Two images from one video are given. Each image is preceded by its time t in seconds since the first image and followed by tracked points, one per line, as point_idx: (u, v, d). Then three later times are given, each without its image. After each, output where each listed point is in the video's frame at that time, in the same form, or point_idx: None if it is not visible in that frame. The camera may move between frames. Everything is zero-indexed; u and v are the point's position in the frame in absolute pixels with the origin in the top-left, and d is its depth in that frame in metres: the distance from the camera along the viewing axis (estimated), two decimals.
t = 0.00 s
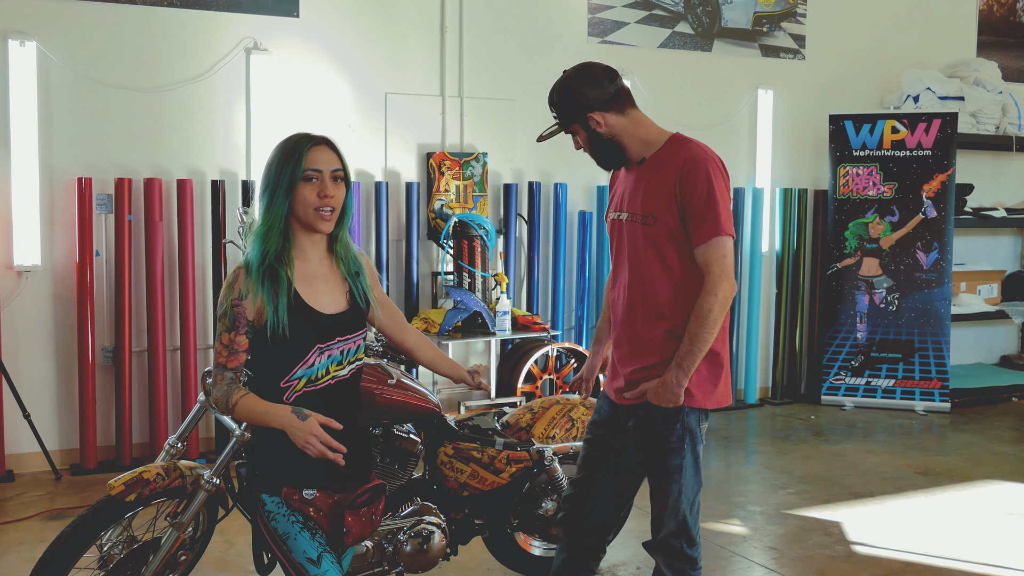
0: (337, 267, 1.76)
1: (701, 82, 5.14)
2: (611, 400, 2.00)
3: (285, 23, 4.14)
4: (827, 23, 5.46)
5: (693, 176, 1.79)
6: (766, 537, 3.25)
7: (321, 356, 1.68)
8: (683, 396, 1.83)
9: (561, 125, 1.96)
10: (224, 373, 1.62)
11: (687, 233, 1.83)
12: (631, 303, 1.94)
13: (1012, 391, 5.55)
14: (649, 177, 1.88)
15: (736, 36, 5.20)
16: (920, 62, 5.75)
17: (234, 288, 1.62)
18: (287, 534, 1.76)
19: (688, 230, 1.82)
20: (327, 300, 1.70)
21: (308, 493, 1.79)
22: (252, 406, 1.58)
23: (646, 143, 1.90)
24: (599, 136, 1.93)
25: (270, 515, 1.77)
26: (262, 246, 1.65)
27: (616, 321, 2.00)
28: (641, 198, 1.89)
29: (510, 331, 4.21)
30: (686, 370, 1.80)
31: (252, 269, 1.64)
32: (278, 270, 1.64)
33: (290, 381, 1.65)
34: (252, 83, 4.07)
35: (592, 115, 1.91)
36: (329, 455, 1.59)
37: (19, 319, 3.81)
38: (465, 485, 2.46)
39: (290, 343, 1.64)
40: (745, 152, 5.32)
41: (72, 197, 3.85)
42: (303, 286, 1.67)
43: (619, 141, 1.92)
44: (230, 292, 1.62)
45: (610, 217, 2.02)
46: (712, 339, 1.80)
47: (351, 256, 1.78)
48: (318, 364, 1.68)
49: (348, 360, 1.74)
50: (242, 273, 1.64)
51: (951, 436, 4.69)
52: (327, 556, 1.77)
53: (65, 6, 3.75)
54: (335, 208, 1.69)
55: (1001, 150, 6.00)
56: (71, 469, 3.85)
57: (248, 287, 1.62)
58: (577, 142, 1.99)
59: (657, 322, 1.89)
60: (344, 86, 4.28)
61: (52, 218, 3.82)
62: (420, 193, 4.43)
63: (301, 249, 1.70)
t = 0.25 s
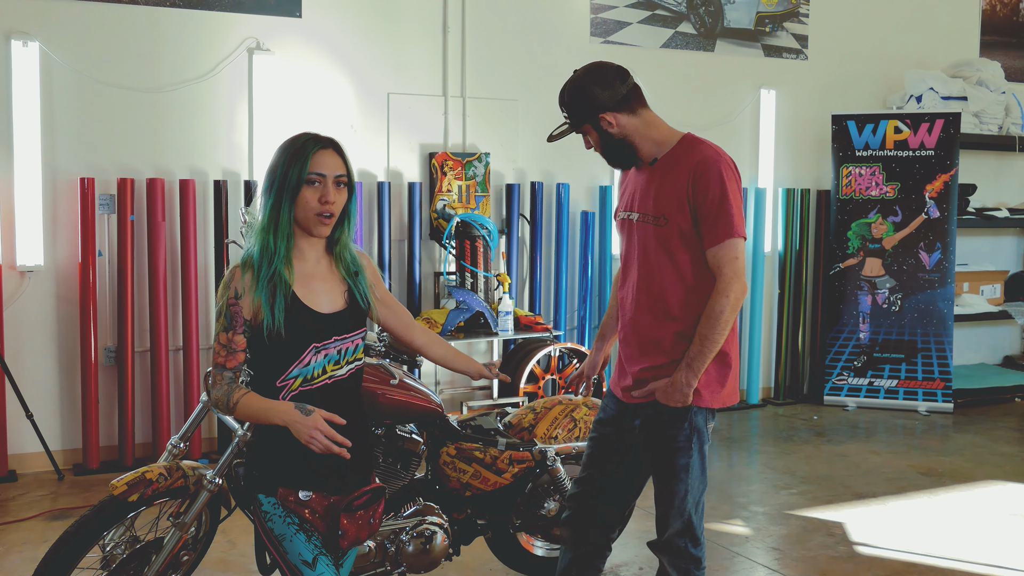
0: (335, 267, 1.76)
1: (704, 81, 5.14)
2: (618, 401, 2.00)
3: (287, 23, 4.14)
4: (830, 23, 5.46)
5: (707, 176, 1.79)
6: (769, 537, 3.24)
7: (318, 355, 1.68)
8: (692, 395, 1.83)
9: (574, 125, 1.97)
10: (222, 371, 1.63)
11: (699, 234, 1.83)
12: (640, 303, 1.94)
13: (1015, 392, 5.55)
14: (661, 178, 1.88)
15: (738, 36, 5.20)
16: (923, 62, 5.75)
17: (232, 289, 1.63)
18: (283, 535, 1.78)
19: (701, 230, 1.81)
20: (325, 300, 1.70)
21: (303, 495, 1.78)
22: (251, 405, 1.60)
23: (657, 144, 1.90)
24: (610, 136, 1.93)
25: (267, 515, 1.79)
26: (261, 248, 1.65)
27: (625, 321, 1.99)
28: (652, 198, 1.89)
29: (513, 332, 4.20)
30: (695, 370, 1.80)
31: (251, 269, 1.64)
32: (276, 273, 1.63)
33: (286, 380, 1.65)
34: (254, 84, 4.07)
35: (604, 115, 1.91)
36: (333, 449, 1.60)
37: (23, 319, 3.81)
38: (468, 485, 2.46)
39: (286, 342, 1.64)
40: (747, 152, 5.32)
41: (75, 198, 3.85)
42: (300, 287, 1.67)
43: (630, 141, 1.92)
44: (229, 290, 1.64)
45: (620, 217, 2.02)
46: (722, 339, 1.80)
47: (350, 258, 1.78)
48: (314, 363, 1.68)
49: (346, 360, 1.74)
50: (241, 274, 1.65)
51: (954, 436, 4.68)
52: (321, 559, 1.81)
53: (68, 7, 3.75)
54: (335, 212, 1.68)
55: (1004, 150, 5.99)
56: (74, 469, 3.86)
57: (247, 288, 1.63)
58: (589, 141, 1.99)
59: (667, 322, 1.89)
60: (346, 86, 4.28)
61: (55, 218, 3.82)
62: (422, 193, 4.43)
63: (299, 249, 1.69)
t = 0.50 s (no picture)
0: (340, 267, 1.75)
1: (706, 81, 5.13)
2: (621, 400, 2.00)
3: (289, 23, 4.14)
4: (833, 23, 5.45)
5: (719, 175, 1.80)
6: (771, 537, 3.24)
7: (322, 357, 1.68)
8: (699, 394, 1.84)
9: (612, 84, 1.87)
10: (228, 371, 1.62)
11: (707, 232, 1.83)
12: (646, 301, 1.93)
13: (1018, 392, 5.55)
14: (670, 176, 1.88)
15: (741, 36, 5.20)
16: (926, 61, 5.74)
17: (236, 289, 1.63)
18: (286, 535, 1.78)
19: (710, 229, 1.82)
20: (328, 300, 1.70)
21: (306, 495, 1.78)
22: (264, 404, 1.60)
23: (671, 138, 1.91)
24: (643, 112, 1.90)
25: (270, 515, 1.79)
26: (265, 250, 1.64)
27: (629, 321, 1.99)
28: (661, 197, 1.90)
29: (515, 331, 4.22)
30: (704, 369, 1.80)
31: (255, 270, 1.64)
32: (280, 274, 1.63)
33: (290, 381, 1.66)
34: (256, 83, 4.07)
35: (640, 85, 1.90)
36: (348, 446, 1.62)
37: (26, 319, 3.81)
38: (471, 485, 2.46)
39: (292, 343, 1.64)
40: (750, 152, 5.32)
41: (77, 198, 3.85)
42: (303, 287, 1.67)
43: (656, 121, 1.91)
44: (233, 291, 1.63)
45: (624, 216, 2.02)
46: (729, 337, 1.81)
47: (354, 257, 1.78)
48: (319, 364, 1.68)
49: (350, 360, 1.74)
50: (245, 274, 1.64)
51: (956, 436, 4.68)
52: (323, 560, 1.80)
53: (71, 7, 3.76)
54: (337, 214, 1.68)
55: (1007, 149, 5.99)
56: (77, 469, 3.86)
57: (251, 288, 1.63)
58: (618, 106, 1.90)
59: (673, 321, 1.89)
60: (348, 86, 4.28)
61: (58, 218, 3.82)
62: (425, 192, 4.43)
63: (302, 250, 1.69)
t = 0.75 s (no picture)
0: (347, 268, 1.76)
1: (709, 80, 5.13)
2: (624, 400, 1.99)
3: (293, 23, 4.14)
4: (836, 23, 5.45)
5: (724, 171, 1.81)
6: (775, 537, 3.24)
7: (329, 357, 1.68)
8: (703, 393, 1.83)
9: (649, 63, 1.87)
10: (236, 373, 1.62)
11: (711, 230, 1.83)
12: (649, 299, 1.93)
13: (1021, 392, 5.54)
14: (676, 173, 1.89)
15: (744, 36, 5.20)
16: (929, 61, 5.74)
17: (243, 291, 1.63)
18: (294, 535, 1.78)
19: (714, 226, 1.82)
20: (335, 301, 1.70)
21: (314, 494, 1.78)
22: (269, 407, 1.60)
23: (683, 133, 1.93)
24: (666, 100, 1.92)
25: (277, 514, 1.79)
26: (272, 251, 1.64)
27: (632, 319, 1.98)
28: (666, 193, 1.90)
29: (518, 330, 4.24)
30: (707, 366, 1.80)
31: (261, 271, 1.63)
32: (287, 275, 1.63)
33: (297, 382, 1.65)
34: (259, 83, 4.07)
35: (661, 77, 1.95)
36: (349, 452, 1.63)
37: (29, 319, 3.81)
38: (473, 485, 2.45)
39: (300, 344, 1.64)
40: (753, 152, 5.31)
41: (80, 198, 3.85)
42: (310, 288, 1.67)
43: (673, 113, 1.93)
44: (240, 292, 1.63)
45: (627, 213, 2.01)
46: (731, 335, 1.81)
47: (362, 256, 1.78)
48: (326, 365, 1.67)
49: (356, 361, 1.74)
50: (252, 275, 1.64)
51: (960, 436, 4.67)
52: (331, 559, 1.81)
53: (74, 7, 3.76)
54: (340, 212, 1.68)
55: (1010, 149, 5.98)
56: (79, 469, 3.86)
57: (258, 290, 1.62)
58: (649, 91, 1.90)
59: (678, 320, 1.89)
60: (351, 86, 4.28)
61: (61, 218, 3.82)
62: (427, 192, 4.43)
63: (308, 250, 1.69)
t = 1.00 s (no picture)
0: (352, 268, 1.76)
1: (712, 80, 5.13)
2: (625, 399, 2.00)
3: (296, 22, 4.14)
4: (839, 22, 5.44)
5: (725, 169, 1.81)
6: (777, 537, 3.24)
7: (334, 357, 1.68)
8: (706, 393, 1.83)
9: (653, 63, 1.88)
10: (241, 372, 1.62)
11: (713, 227, 1.83)
12: (652, 298, 1.93)
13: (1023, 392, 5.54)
14: (676, 171, 1.89)
15: (746, 35, 5.19)
16: (932, 60, 5.73)
17: (248, 290, 1.63)
18: (298, 534, 1.79)
19: (715, 224, 1.82)
20: (340, 300, 1.70)
21: (319, 493, 1.79)
22: (275, 405, 1.59)
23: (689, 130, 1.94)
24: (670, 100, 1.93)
25: (282, 513, 1.80)
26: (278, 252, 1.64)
27: (634, 318, 1.98)
28: (667, 191, 1.90)
29: (520, 330, 4.24)
30: (709, 365, 1.80)
31: (267, 271, 1.64)
32: (293, 275, 1.63)
33: (302, 381, 1.66)
34: (262, 82, 4.07)
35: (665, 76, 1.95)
36: (359, 451, 1.60)
37: (31, 318, 3.81)
38: (476, 484, 2.46)
39: (306, 344, 1.64)
40: (755, 151, 5.31)
41: (83, 197, 3.85)
42: (316, 287, 1.67)
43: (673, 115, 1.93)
44: (245, 291, 1.63)
45: (628, 212, 2.01)
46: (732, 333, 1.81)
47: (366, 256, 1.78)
48: (331, 365, 1.68)
49: (362, 360, 1.74)
50: (257, 275, 1.64)
51: (962, 436, 4.67)
52: (336, 558, 1.81)
53: (77, 6, 3.76)
54: (345, 212, 1.68)
55: (1014, 149, 5.98)
56: (81, 468, 3.86)
57: (263, 290, 1.62)
58: (651, 90, 1.90)
59: (681, 317, 1.89)
60: (354, 85, 4.28)
61: (64, 217, 3.83)
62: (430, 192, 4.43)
63: (314, 250, 1.69)
